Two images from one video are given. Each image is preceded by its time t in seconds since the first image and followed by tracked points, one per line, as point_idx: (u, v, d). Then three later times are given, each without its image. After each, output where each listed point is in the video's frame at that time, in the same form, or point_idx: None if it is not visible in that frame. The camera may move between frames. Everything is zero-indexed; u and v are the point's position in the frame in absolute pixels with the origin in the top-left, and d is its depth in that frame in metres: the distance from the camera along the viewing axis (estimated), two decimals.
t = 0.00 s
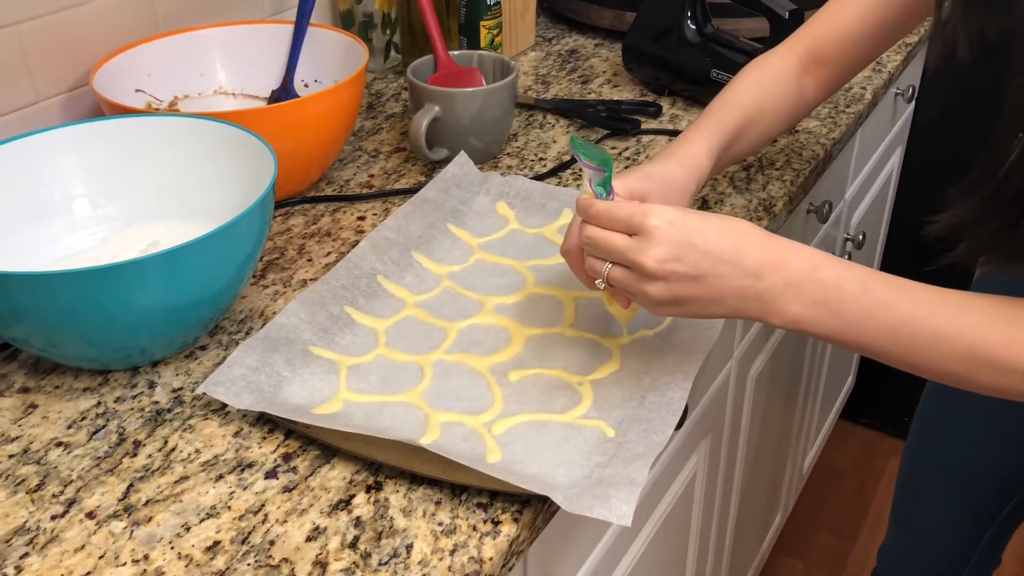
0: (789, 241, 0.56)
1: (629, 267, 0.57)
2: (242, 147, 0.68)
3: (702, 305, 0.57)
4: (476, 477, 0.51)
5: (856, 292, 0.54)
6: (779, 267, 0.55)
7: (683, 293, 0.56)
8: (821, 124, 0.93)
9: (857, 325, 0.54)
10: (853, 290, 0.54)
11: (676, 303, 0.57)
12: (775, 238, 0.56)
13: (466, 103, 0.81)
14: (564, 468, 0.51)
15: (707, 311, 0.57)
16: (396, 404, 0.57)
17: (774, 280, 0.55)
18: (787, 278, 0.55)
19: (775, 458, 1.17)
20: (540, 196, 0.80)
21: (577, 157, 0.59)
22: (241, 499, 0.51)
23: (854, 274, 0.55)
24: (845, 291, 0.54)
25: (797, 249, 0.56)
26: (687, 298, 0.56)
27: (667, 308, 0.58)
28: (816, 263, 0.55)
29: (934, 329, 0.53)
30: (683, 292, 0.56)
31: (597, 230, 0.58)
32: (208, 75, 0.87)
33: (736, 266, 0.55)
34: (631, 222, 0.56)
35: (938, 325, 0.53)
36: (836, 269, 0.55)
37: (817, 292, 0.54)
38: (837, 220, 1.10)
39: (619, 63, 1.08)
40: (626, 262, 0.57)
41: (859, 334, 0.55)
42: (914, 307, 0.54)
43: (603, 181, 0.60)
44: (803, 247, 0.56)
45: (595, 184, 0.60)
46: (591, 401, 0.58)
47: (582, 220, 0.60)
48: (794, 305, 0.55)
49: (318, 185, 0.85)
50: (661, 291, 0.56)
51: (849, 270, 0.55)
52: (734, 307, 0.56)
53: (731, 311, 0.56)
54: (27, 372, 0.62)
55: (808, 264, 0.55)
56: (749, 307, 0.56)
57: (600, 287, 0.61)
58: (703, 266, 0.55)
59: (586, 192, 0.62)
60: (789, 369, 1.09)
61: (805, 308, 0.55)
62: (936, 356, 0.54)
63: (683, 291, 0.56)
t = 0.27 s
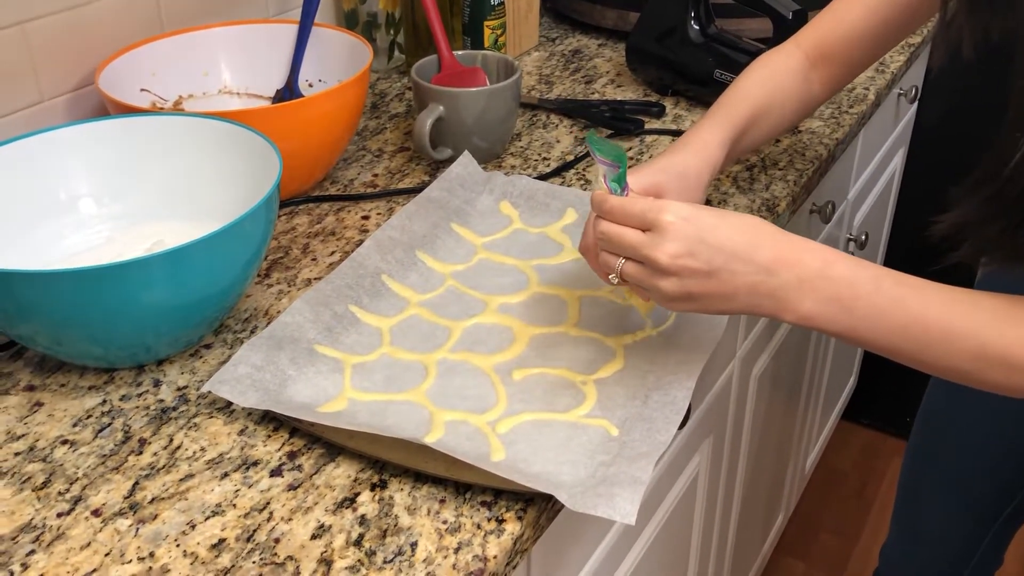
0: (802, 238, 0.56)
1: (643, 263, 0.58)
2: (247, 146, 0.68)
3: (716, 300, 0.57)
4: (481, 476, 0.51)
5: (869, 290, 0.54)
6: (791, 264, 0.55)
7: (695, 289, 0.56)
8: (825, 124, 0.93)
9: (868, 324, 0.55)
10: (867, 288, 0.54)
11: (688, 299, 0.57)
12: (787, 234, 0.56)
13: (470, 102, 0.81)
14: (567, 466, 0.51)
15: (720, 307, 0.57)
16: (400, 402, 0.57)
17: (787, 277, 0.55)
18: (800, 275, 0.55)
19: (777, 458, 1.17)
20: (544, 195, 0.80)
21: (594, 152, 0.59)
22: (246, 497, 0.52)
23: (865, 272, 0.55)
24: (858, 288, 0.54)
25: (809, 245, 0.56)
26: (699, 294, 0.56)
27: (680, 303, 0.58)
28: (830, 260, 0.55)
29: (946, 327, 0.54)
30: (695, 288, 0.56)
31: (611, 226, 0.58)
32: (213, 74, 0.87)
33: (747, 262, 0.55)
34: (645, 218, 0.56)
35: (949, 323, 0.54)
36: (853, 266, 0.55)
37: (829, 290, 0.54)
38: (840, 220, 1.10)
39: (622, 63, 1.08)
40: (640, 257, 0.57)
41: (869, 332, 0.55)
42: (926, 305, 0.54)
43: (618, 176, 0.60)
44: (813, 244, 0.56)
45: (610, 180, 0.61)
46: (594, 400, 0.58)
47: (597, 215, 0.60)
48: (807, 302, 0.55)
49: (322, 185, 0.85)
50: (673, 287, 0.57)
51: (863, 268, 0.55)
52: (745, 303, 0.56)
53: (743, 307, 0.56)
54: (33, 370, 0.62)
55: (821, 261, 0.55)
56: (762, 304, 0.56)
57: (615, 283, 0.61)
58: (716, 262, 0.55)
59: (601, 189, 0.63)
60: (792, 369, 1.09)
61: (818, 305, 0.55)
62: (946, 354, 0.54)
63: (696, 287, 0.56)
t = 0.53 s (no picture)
0: (806, 238, 0.56)
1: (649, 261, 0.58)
2: (244, 148, 0.68)
3: (724, 298, 0.57)
4: (477, 477, 0.51)
5: (873, 289, 0.54)
6: (796, 264, 0.55)
7: (701, 287, 0.56)
8: (822, 125, 0.93)
9: (871, 325, 0.54)
10: (871, 287, 0.54)
11: (694, 297, 0.57)
12: (791, 233, 0.56)
13: (468, 104, 0.81)
14: (564, 468, 0.52)
15: (726, 305, 0.57)
16: (397, 403, 0.58)
17: (792, 276, 0.55)
18: (806, 275, 0.55)
19: (775, 459, 1.17)
20: (541, 197, 0.81)
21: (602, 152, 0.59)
22: (242, 498, 0.52)
23: (869, 272, 0.55)
24: (863, 287, 0.54)
25: (814, 244, 0.56)
26: (704, 292, 0.57)
27: (685, 301, 0.58)
28: (834, 260, 0.55)
29: (948, 327, 0.54)
30: (701, 286, 0.56)
31: (618, 225, 0.58)
32: (211, 75, 0.87)
33: (751, 262, 0.55)
34: (651, 217, 0.56)
35: (949, 323, 0.54)
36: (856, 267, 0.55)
37: (832, 290, 0.54)
38: (837, 221, 1.11)
39: (621, 64, 1.08)
40: (646, 256, 0.57)
41: (872, 332, 0.55)
42: (927, 304, 0.54)
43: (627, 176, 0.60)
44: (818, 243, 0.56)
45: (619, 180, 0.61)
46: (591, 401, 0.58)
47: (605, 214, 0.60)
48: (811, 301, 0.55)
49: (320, 186, 0.85)
50: (678, 285, 0.57)
51: (867, 268, 0.55)
52: (751, 302, 0.56)
53: (748, 306, 0.57)
54: (30, 371, 0.62)
55: (826, 260, 0.55)
56: (768, 304, 0.56)
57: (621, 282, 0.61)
58: (723, 261, 0.55)
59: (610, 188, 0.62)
60: (789, 370, 1.09)
61: (824, 304, 0.55)
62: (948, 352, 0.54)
63: (702, 285, 0.56)
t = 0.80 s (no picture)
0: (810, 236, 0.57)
1: (653, 260, 0.58)
2: (240, 148, 0.68)
3: (727, 296, 0.57)
4: (471, 478, 0.51)
5: (875, 286, 0.54)
6: (800, 262, 0.55)
7: (704, 285, 0.56)
8: (818, 126, 0.93)
9: (875, 321, 0.55)
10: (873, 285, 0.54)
11: (698, 296, 0.57)
12: (796, 232, 0.56)
13: (463, 104, 0.81)
14: (558, 468, 0.52)
15: (729, 303, 0.57)
16: (392, 404, 0.57)
17: (796, 275, 0.55)
18: (809, 273, 0.55)
19: (771, 460, 1.17)
20: (538, 197, 0.80)
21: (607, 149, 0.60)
22: (237, 499, 0.52)
23: (873, 271, 0.55)
24: (866, 286, 0.54)
25: (818, 243, 0.56)
26: (708, 291, 0.57)
27: (690, 299, 0.58)
28: (836, 259, 0.55)
29: (949, 324, 0.54)
30: (705, 284, 0.56)
31: (623, 223, 0.58)
32: (207, 76, 0.87)
33: (755, 260, 0.55)
34: (655, 215, 0.56)
35: (948, 320, 0.54)
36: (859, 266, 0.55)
37: (835, 287, 0.55)
38: (833, 222, 1.11)
39: (617, 65, 1.09)
40: (650, 254, 0.57)
41: (875, 328, 0.55)
42: (928, 301, 0.54)
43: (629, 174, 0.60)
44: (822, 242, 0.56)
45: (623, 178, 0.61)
46: (587, 402, 0.58)
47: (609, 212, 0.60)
48: (814, 298, 0.55)
49: (316, 186, 0.85)
50: (682, 283, 0.57)
51: (868, 267, 0.55)
52: (754, 299, 0.56)
53: (752, 302, 0.56)
54: (25, 371, 0.62)
55: (828, 259, 0.55)
56: (771, 301, 0.56)
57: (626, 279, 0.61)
58: (727, 259, 0.55)
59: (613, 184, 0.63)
60: (786, 371, 1.09)
61: (827, 302, 0.55)
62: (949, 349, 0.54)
63: (706, 283, 0.56)
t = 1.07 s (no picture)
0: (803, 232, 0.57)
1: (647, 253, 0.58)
2: (233, 148, 0.68)
3: (720, 290, 0.57)
4: (464, 478, 0.51)
5: (867, 282, 0.55)
6: (791, 257, 0.55)
7: (698, 278, 0.57)
8: (812, 126, 0.93)
9: (865, 317, 0.55)
10: (864, 281, 0.55)
11: (691, 288, 0.58)
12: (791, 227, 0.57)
13: (458, 105, 0.81)
14: (551, 468, 0.52)
15: (722, 296, 0.58)
16: (386, 404, 0.58)
17: (787, 269, 0.55)
18: (801, 267, 0.55)
19: (766, 459, 1.18)
20: (532, 198, 0.81)
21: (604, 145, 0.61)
22: (230, 500, 0.52)
23: (865, 267, 0.55)
24: (856, 282, 0.55)
25: (812, 240, 0.56)
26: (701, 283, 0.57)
27: (683, 292, 0.58)
28: (829, 254, 0.55)
29: (941, 323, 0.54)
30: (698, 277, 0.57)
31: (618, 216, 0.58)
32: (201, 76, 0.87)
33: (749, 254, 0.55)
34: (651, 209, 0.57)
35: (939, 317, 0.54)
36: (850, 262, 0.55)
37: (826, 281, 0.55)
38: (827, 222, 1.11)
39: (611, 65, 1.09)
40: (645, 248, 0.57)
41: (864, 323, 0.55)
42: (919, 297, 0.54)
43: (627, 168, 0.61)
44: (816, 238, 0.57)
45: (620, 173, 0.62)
46: (580, 402, 0.58)
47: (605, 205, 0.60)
48: (804, 293, 0.55)
49: (310, 187, 0.85)
50: (676, 276, 0.57)
51: (860, 263, 0.55)
52: (749, 293, 0.57)
53: (745, 297, 0.57)
54: (18, 372, 0.62)
55: (820, 255, 0.55)
56: (762, 296, 0.56)
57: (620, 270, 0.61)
58: (719, 254, 0.55)
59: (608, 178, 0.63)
60: (780, 371, 1.10)
61: (815, 296, 0.55)
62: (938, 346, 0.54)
63: (699, 277, 0.56)
